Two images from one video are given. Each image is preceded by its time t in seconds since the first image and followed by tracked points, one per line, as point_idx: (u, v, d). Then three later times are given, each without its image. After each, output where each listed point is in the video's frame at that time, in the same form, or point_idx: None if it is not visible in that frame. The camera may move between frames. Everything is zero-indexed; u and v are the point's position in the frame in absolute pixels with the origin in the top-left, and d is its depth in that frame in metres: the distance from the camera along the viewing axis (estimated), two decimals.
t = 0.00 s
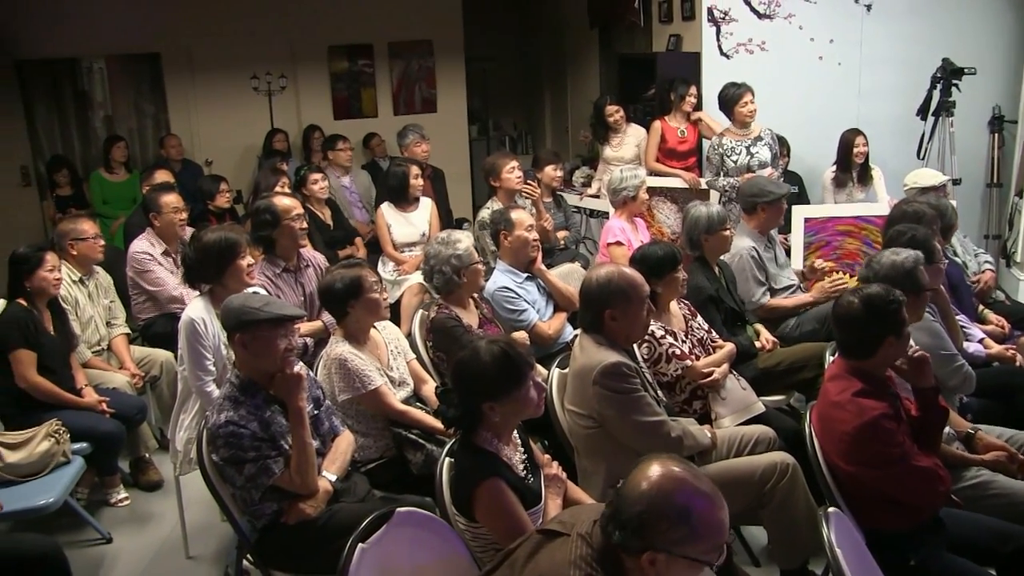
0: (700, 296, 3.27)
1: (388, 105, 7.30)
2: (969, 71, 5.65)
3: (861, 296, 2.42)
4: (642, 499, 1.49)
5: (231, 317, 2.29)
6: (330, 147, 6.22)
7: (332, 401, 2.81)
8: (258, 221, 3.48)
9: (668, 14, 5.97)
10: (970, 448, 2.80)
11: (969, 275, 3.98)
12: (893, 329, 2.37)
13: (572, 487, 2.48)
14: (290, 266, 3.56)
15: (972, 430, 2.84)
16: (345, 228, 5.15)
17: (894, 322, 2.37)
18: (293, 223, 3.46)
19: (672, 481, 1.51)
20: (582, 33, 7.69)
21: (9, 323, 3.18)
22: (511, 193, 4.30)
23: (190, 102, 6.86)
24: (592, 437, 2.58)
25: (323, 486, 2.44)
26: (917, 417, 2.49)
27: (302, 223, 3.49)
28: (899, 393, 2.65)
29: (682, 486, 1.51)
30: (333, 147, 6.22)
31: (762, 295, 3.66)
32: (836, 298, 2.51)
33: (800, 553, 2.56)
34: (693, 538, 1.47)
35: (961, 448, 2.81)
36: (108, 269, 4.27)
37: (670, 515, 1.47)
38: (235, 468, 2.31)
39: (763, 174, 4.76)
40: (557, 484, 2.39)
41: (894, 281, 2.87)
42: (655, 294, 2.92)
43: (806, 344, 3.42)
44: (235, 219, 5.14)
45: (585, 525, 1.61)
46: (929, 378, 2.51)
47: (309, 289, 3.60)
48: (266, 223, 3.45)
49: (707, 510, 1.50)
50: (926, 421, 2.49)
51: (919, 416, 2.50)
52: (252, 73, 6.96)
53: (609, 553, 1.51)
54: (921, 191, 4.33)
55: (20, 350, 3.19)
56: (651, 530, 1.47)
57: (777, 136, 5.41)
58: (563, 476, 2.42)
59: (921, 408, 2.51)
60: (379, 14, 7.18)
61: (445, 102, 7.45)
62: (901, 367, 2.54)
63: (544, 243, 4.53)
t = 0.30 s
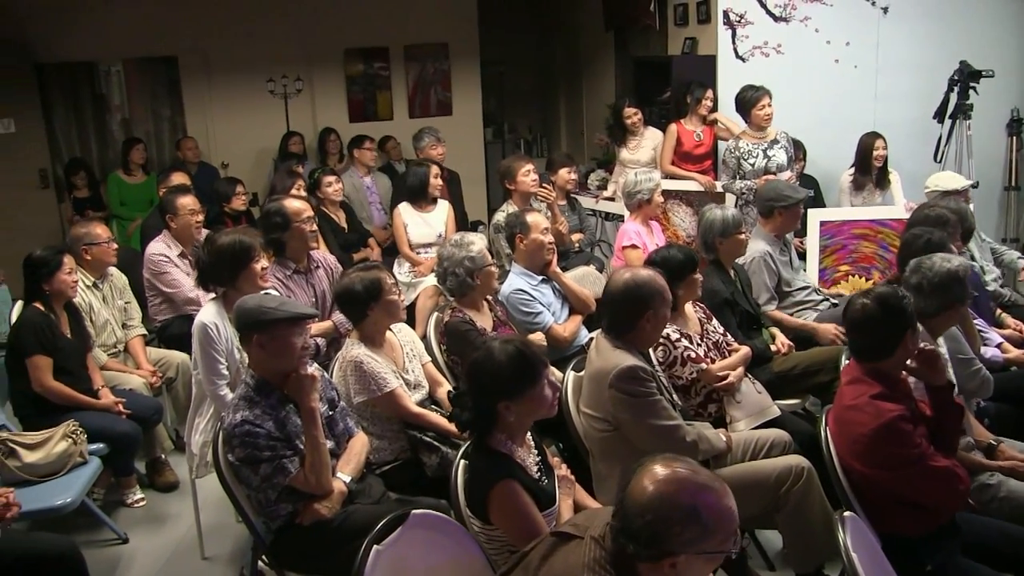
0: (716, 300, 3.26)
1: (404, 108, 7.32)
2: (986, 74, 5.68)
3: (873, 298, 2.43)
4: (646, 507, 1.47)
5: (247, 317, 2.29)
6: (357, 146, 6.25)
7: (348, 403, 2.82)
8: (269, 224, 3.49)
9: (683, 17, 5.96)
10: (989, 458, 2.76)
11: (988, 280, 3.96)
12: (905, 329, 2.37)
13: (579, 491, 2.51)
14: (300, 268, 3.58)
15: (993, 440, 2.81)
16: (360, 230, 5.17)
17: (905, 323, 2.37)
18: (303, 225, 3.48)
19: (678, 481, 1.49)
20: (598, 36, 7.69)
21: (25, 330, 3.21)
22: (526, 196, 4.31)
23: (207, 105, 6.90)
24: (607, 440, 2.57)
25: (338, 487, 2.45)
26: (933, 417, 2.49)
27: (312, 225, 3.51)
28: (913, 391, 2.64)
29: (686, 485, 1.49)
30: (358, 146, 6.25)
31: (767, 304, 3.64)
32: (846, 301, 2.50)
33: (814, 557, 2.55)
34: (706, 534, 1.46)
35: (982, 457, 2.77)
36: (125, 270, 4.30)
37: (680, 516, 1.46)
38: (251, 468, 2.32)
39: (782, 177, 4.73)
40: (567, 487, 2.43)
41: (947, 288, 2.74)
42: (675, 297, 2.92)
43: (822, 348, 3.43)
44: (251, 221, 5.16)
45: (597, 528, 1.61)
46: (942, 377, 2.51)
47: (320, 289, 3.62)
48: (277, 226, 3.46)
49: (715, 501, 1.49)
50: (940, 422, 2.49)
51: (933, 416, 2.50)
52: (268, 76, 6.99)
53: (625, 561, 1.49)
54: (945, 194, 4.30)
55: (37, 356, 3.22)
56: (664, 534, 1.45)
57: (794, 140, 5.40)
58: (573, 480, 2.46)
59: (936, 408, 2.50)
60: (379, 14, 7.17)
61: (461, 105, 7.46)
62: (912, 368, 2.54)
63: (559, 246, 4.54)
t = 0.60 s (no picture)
0: (727, 301, 3.26)
1: (414, 110, 7.32)
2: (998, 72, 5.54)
3: (868, 299, 2.42)
4: (651, 509, 1.46)
5: (267, 322, 2.30)
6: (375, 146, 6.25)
7: (359, 405, 2.82)
8: (274, 227, 3.48)
9: (694, 18, 5.95)
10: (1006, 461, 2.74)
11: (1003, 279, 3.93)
12: (905, 328, 2.35)
13: (592, 494, 2.50)
14: (307, 270, 3.59)
15: (1013, 447, 2.80)
16: (371, 232, 5.18)
17: (906, 322, 2.36)
18: (309, 228, 3.48)
19: (683, 479, 1.48)
20: (608, 38, 7.67)
21: (33, 338, 3.22)
22: (538, 198, 4.31)
23: (217, 109, 6.93)
24: (619, 442, 2.57)
25: (350, 490, 2.46)
26: (946, 406, 2.52)
27: (318, 228, 3.52)
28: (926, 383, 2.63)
29: (690, 483, 1.48)
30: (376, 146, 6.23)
31: (774, 305, 3.66)
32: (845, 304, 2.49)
33: (827, 559, 2.53)
34: (715, 530, 1.46)
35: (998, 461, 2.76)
36: (137, 273, 4.32)
37: (687, 514, 1.45)
38: (264, 470, 2.32)
39: (795, 177, 4.76)
40: (580, 489, 2.43)
41: (1000, 293, 2.64)
42: (687, 297, 2.92)
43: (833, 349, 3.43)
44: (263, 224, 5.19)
45: (606, 528, 1.61)
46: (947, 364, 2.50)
47: (327, 291, 3.63)
48: (282, 229, 3.45)
49: (720, 496, 1.48)
50: (954, 410, 2.51)
51: (946, 405, 2.53)
52: (279, 79, 7.01)
53: (635, 563, 1.48)
54: (977, 195, 4.22)
55: (48, 369, 3.24)
56: (673, 533, 1.45)
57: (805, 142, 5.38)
58: (585, 482, 2.45)
59: (948, 399, 2.52)
60: (380, 14, 7.15)
61: (472, 107, 7.46)
62: (917, 360, 2.53)
63: (570, 247, 4.55)
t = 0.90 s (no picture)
0: (738, 302, 3.24)
1: (426, 110, 7.33)
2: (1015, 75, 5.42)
3: (869, 306, 2.40)
4: (652, 510, 1.45)
5: (275, 321, 2.31)
6: (391, 146, 6.25)
7: (368, 405, 2.83)
8: (282, 227, 3.49)
9: (706, 19, 5.94)
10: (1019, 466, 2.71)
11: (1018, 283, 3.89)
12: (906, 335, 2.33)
13: (603, 494, 2.49)
14: (315, 270, 3.59)
15: None
16: (381, 232, 5.19)
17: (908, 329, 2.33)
18: (317, 228, 3.48)
19: (683, 478, 1.47)
20: (620, 38, 7.66)
21: (42, 340, 3.25)
22: (548, 199, 4.31)
23: (230, 108, 6.96)
24: (627, 443, 2.55)
25: (358, 489, 2.46)
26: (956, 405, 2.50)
27: (326, 228, 3.52)
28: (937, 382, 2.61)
29: (689, 482, 1.47)
30: (392, 146, 6.24)
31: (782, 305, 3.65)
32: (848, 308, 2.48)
33: (836, 562, 2.52)
34: (716, 529, 1.45)
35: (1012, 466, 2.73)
36: (148, 272, 4.34)
37: (687, 513, 1.44)
38: (273, 468, 2.33)
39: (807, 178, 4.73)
40: (590, 490, 2.41)
41: None
42: (698, 299, 2.90)
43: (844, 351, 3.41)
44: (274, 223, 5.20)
45: (608, 530, 1.61)
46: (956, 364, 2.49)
47: (335, 290, 3.64)
48: (290, 229, 3.46)
49: (720, 495, 1.47)
50: (965, 408, 2.50)
51: (957, 404, 2.51)
52: (292, 78, 7.03)
53: (637, 564, 1.47)
54: (1005, 196, 4.15)
55: (57, 369, 3.26)
56: (674, 533, 1.44)
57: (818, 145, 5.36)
58: (596, 483, 2.44)
59: (959, 397, 2.51)
60: (379, 14, 7.14)
61: (484, 107, 7.46)
62: (925, 360, 2.51)
63: (580, 248, 4.54)
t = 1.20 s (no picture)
0: (748, 303, 3.21)
1: (438, 110, 7.34)
2: None
3: (896, 304, 2.36)
4: (650, 513, 1.43)
5: (280, 321, 2.31)
6: (405, 147, 6.26)
7: (377, 405, 2.82)
8: (293, 227, 3.50)
9: (718, 18, 5.91)
10: None
11: None
12: (930, 338, 2.30)
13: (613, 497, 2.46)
14: (326, 270, 3.60)
15: None
16: (392, 231, 5.20)
17: (933, 334, 2.31)
18: (329, 228, 3.49)
19: (681, 478, 1.45)
20: (633, 38, 7.64)
21: (53, 338, 3.27)
22: (559, 199, 4.30)
23: (244, 109, 6.99)
24: (635, 445, 2.53)
25: (366, 489, 2.45)
26: (969, 418, 2.47)
27: (338, 228, 3.52)
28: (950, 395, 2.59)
29: (687, 482, 1.45)
30: (408, 147, 6.26)
31: (796, 304, 3.63)
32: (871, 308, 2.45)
33: (848, 565, 2.49)
34: (717, 528, 1.43)
35: None
36: (159, 271, 4.37)
37: (688, 513, 1.42)
38: (280, 467, 2.33)
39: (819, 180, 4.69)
40: (598, 492, 2.37)
41: None
42: (708, 300, 2.89)
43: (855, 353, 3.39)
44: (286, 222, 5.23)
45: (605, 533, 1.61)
46: (977, 377, 2.47)
47: (347, 290, 3.64)
48: (301, 229, 3.47)
49: (719, 492, 1.46)
50: (977, 421, 2.47)
51: (969, 417, 2.48)
52: (304, 78, 7.05)
53: (639, 567, 1.46)
54: None
55: (67, 366, 3.28)
56: (676, 535, 1.42)
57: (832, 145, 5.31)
58: (605, 485, 2.40)
59: (972, 410, 2.48)
60: (380, 15, 7.12)
61: (496, 108, 7.46)
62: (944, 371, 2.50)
63: (591, 248, 4.53)
